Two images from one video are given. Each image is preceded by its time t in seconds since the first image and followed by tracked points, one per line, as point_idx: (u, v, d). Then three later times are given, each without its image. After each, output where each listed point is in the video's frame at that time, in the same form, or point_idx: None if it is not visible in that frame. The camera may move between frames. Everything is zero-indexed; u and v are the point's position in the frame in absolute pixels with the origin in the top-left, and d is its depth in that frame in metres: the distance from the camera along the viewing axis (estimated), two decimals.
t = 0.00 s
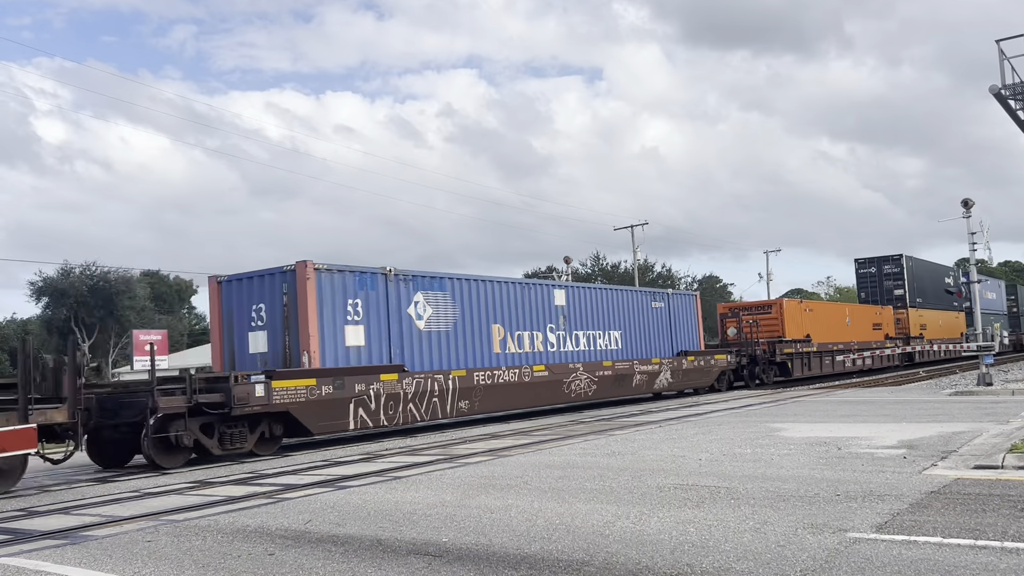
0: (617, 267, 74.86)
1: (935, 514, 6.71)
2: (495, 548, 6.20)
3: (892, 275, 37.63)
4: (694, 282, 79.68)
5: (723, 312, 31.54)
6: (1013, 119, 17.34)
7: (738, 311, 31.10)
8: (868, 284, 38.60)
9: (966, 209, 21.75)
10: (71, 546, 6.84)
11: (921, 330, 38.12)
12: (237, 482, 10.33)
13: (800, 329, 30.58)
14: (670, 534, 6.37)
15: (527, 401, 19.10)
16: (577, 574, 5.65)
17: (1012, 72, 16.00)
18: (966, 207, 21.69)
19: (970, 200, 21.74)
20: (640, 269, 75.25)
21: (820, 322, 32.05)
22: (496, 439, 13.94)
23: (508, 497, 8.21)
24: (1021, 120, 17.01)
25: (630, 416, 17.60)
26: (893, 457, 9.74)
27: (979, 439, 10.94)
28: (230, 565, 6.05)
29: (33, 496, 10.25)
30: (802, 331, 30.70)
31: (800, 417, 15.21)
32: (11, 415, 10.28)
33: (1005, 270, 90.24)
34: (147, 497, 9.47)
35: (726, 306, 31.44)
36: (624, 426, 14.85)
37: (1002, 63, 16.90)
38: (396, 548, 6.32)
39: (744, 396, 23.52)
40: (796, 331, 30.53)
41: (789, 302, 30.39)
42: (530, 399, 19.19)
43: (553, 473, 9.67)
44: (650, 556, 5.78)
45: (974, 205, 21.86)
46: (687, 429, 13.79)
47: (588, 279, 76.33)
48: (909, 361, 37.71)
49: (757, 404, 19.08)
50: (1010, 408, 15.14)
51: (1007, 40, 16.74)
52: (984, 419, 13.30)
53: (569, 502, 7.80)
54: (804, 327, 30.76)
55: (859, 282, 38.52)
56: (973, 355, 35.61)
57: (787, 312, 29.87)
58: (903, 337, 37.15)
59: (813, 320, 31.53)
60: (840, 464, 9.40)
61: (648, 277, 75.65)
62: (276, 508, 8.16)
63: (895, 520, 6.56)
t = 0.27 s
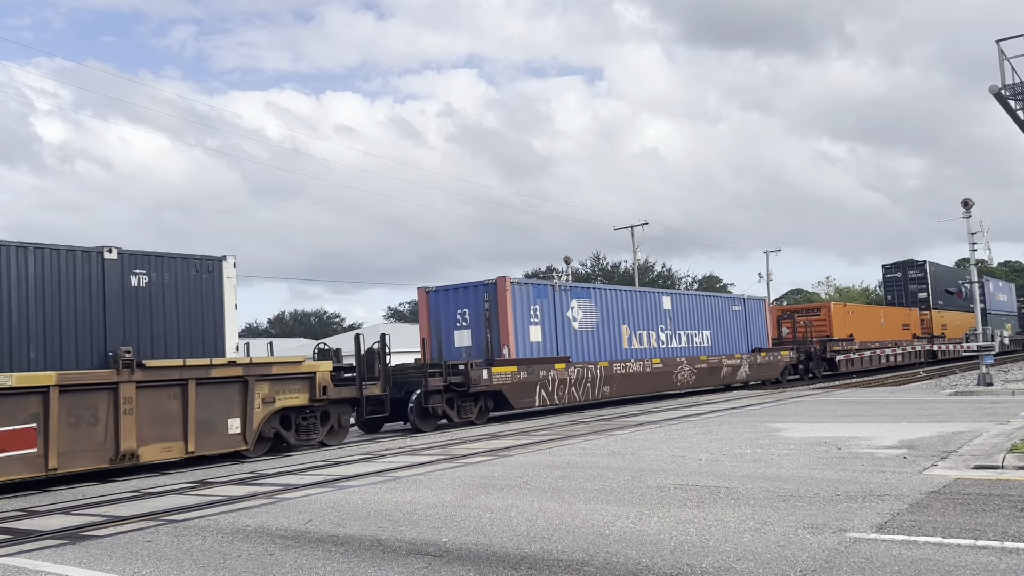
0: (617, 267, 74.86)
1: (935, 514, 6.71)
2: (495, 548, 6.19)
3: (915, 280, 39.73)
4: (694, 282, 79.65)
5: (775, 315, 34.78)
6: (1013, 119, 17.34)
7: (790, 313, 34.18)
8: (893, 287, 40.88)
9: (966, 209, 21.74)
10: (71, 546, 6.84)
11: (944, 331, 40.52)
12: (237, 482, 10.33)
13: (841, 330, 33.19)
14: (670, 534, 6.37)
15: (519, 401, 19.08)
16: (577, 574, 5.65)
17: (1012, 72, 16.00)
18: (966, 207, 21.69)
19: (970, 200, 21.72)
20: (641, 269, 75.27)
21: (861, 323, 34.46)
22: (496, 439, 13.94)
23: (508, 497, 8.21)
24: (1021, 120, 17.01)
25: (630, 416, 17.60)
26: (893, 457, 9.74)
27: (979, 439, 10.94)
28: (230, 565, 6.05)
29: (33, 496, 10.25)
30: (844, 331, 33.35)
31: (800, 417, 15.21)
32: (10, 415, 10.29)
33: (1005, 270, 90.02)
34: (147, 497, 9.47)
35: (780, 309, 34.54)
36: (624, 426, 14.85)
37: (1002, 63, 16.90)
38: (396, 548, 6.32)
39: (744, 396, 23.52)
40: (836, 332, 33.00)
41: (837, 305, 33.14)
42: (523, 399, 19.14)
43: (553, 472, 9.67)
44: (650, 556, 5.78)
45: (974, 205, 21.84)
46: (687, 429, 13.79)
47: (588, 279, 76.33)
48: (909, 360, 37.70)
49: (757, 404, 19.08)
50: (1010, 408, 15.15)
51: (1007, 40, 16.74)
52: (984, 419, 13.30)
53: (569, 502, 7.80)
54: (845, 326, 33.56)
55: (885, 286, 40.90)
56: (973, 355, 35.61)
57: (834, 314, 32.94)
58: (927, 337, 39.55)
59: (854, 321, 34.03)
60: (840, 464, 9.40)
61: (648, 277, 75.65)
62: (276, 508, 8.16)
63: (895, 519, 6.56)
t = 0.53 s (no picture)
0: (617, 267, 74.87)
1: (935, 514, 6.71)
2: (495, 548, 6.20)
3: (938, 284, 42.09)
4: (694, 282, 79.64)
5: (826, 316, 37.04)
6: (1013, 119, 17.34)
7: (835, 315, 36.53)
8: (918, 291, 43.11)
9: (966, 209, 21.73)
10: (71, 546, 6.84)
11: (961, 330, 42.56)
12: (237, 482, 10.33)
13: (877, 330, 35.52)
14: (670, 534, 6.37)
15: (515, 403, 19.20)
16: (578, 574, 5.65)
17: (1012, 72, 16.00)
18: (966, 207, 21.69)
19: (970, 200, 21.73)
20: (641, 268, 75.28)
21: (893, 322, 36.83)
22: (496, 439, 13.94)
23: (508, 497, 8.21)
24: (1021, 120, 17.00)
25: (630, 416, 17.59)
26: (893, 457, 9.73)
27: (979, 439, 10.93)
28: (230, 565, 6.05)
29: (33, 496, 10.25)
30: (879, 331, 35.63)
31: (800, 417, 15.20)
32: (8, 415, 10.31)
33: (1005, 270, 89.98)
34: (147, 497, 9.47)
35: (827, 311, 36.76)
36: (624, 426, 14.85)
37: (1003, 63, 16.89)
38: (396, 548, 6.32)
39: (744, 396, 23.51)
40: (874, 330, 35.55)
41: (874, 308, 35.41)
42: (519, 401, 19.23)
43: (553, 472, 9.67)
44: (650, 556, 5.78)
45: (975, 204, 21.85)
46: (687, 429, 13.79)
47: (588, 279, 76.32)
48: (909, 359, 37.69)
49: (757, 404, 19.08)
50: (1010, 408, 15.14)
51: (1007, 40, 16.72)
52: (984, 419, 13.30)
53: (569, 502, 7.80)
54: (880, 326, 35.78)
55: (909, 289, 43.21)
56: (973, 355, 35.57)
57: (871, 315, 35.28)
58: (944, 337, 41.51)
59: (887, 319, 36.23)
60: (840, 464, 9.39)
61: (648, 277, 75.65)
62: (276, 508, 8.16)
63: (895, 519, 6.55)
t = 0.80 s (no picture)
0: (617, 267, 74.92)
1: (935, 513, 6.71)
2: (495, 548, 6.20)
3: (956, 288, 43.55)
4: (694, 282, 79.65)
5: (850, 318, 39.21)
6: (1013, 119, 17.33)
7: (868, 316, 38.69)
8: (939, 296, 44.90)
9: (966, 209, 21.74)
10: (71, 546, 6.84)
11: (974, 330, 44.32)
12: (238, 482, 10.33)
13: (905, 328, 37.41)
14: (670, 534, 6.38)
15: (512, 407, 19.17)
16: (578, 574, 5.65)
17: (1012, 72, 16.00)
18: (966, 207, 21.67)
19: (970, 200, 21.68)
20: (641, 268, 75.31)
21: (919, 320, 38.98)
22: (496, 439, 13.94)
23: (508, 497, 8.21)
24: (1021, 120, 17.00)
25: (630, 416, 17.61)
26: (893, 457, 9.74)
27: (979, 439, 10.94)
28: (230, 565, 6.05)
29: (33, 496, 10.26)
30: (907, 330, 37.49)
31: (800, 417, 15.22)
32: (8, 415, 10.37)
33: (1005, 270, 90.10)
34: (147, 497, 9.47)
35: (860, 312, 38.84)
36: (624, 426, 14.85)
37: (1003, 63, 16.88)
38: (396, 548, 6.32)
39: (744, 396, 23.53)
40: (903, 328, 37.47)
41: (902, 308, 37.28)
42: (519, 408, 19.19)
43: (553, 472, 9.68)
44: (650, 556, 5.78)
45: (975, 205, 21.80)
46: (687, 429, 13.79)
47: (588, 279, 76.32)
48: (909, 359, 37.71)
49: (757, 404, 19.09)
50: (1010, 408, 15.16)
51: (1007, 40, 16.71)
52: (984, 419, 13.30)
53: (569, 502, 7.81)
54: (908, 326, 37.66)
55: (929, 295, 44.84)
56: (973, 355, 35.59)
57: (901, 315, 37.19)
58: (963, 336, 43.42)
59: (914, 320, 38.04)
60: (839, 464, 9.40)
61: (648, 277, 75.68)
62: (276, 508, 8.16)
63: (895, 519, 6.56)
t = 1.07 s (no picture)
0: (617, 267, 74.97)
1: (935, 513, 6.71)
2: (495, 548, 6.20)
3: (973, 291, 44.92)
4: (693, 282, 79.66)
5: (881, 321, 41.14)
6: (1013, 119, 17.34)
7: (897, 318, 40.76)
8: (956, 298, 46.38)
9: (966, 209, 21.74)
10: (71, 546, 6.84)
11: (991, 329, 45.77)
12: (237, 482, 10.33)
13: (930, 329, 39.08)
14: (670, 534, 6.38)
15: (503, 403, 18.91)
16: (577, 574, 5.65)
17: (1011, 72, 16.01)
18: (966, 207, 21.69)
19: (970, 200, 21.72)
20: (641, 268, 75.34)
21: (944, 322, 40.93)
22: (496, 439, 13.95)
23: (508, 497, 8.21)
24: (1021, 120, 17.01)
25: (630, 416, 17.61)
26: (893, 457, 9.74)
27: (979, 439, 10.94)
28: (230, 565, 6.05)
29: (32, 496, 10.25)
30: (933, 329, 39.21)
31: (800, 417, 15.22)
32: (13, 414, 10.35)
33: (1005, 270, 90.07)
34: (147, 497, 9.47)
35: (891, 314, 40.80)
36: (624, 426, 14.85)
37: (1002, 63, 16.89)
38: (396, 548, 6.32)
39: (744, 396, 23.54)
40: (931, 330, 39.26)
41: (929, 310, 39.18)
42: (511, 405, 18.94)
43: (553, 472, 9.68)
44: (650, 556, 5.78)
45: (974, 205, 21.84)
46: (687, 429, 13.80)
47: (588, 279, 76.33)
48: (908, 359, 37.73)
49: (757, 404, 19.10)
50: (1010, 408, 15.16)
51: (1007, 40, 16.72)
52: (984, 419, 13.30)
53: (569, 502, 7.81)
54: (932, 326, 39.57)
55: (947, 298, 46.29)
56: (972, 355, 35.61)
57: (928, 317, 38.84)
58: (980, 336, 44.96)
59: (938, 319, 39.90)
60: (840, 464, 9.40)
61: (648, 277, 75.71)
62: (276, 508, 8.16)
63: (895, 519, 6.56)
